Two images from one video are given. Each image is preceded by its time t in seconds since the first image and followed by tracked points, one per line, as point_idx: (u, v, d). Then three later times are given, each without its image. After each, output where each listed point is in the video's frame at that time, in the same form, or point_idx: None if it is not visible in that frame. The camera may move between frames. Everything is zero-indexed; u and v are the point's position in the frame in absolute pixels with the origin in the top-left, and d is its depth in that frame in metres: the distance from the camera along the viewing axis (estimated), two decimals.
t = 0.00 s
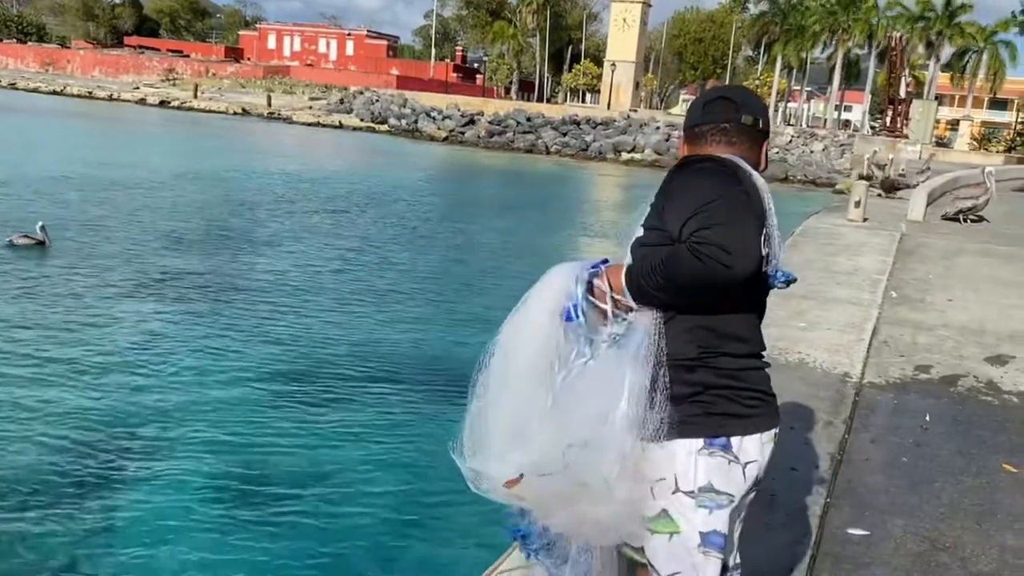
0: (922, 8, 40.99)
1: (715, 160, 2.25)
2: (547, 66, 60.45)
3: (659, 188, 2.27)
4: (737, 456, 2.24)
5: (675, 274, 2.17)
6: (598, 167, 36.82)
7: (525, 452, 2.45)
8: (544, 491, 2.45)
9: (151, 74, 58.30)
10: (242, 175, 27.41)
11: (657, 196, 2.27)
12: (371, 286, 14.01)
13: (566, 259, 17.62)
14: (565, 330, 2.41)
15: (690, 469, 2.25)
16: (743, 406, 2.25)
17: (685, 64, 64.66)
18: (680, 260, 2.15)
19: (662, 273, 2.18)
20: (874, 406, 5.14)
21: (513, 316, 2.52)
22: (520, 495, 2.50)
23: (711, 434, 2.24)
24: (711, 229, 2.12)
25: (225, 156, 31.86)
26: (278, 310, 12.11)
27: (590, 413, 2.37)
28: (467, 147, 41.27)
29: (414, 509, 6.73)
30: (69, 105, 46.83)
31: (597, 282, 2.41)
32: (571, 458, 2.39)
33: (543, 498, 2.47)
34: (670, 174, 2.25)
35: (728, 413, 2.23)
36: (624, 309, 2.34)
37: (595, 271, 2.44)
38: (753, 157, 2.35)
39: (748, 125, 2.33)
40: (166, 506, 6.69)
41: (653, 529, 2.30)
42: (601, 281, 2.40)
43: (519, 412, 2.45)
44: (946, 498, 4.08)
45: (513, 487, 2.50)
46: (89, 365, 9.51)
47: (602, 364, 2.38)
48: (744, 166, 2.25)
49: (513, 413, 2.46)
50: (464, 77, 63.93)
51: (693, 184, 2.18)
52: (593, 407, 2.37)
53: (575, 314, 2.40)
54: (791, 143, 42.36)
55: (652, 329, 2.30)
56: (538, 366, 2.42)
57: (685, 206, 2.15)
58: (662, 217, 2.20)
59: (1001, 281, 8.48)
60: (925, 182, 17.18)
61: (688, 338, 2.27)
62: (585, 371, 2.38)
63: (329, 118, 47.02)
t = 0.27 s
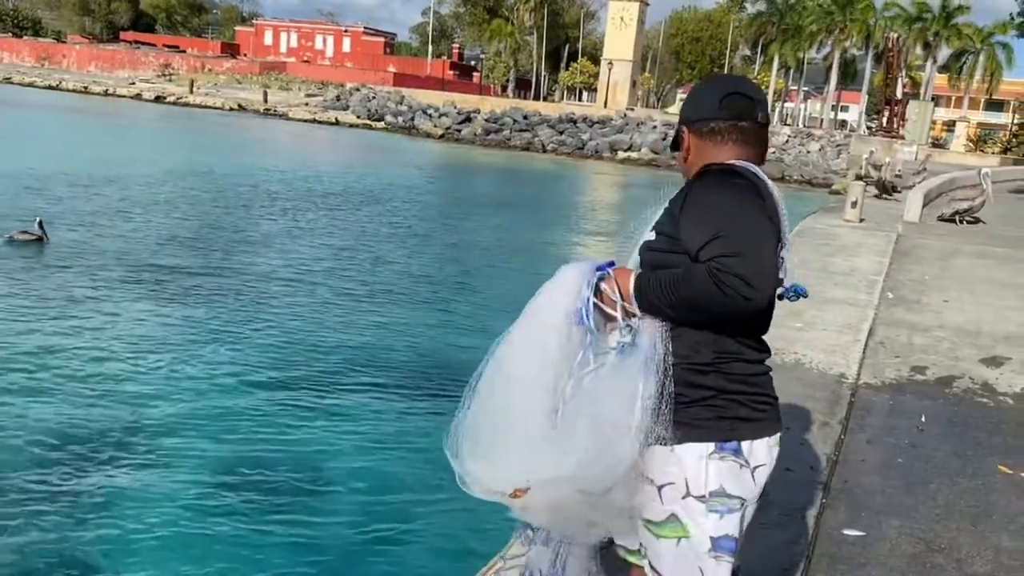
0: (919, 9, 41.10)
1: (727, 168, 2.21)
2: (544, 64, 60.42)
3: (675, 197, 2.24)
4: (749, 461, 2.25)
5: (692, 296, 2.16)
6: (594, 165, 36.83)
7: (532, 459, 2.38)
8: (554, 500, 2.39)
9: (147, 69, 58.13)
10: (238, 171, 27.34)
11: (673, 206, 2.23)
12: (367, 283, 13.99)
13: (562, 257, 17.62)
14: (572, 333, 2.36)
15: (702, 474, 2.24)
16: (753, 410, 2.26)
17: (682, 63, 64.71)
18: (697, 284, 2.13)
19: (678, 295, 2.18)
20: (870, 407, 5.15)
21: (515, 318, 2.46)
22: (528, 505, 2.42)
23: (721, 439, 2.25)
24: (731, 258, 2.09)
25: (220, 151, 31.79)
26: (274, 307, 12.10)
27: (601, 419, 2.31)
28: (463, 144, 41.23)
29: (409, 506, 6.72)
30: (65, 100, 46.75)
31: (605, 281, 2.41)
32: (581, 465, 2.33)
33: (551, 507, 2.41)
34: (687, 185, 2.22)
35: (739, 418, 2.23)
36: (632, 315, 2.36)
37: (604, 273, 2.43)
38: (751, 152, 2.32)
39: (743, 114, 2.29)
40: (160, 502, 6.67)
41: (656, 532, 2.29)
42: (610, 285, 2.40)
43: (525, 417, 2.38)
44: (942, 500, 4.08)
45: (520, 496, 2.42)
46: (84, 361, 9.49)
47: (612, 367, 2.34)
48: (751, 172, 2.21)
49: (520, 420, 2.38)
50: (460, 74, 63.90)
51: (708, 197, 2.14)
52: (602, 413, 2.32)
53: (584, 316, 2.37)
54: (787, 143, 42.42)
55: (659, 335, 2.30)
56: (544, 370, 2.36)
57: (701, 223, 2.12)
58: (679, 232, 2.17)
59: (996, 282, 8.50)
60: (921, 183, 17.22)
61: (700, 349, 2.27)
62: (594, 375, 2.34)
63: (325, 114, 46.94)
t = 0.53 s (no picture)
0: (918, 10, 41.18)
1: (743, 173, 2.23)
2: (543, 63, 60.39)
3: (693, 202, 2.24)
4: (763, 461, 2.28)
5: (719, 308, 2.16)
6: (593, 164, 36.85)
7: (568, 481, 2.30)
8: (590, 519, 2.32)
9: (145, 66, 58.09)
10: (237, 169, 27.31)
11: (693, 210, 2.23)
12: (366, 281, 14.00)
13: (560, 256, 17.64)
14: (599, 347, 2.30)
15: (718, 474, 2.26)
16: (765, 410, 2.29)
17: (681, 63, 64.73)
18: (727, 298, 2.14)
19: (702, 307, 2.18)
20: (868, 407, 5.15)
21: (535, 333, 2.38)
22: (562, 527, 2.35)
23: (738, 440, 2.26)
24: (763, 279, 2.11)
25: (219, 149, 31.77)
26: (272, 304, 12.09)
27: (636, 437, 2.25)
28: (461, 142, 41.25)
29: (407, 504, 6.73)
30: (64, 96, 46.71)
31: (621, 291, 2.32)
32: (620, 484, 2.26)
33: (587, 528, 2.33)
34: (709, 187, 2.22)
35: (753, 418, 2.25)
36: (650, 324, 2.29)
37: (617, 281, 2.33)
38: (748, 145, 2.32)
39: (747, 106, 2.29)
40: (157, 498, 6.65)
41: (668, 534, 2.32)
42: (625, 291, 2.31)
43: (559, 439, 2.30)
44: (939, 499, 4.09)
45: (555, 518, 2.34)
46: (81, 356, 9.47)
47: (642, 379, 2.28)
48: (761, 173, 2.23)
49: (555, 440, 2.30)
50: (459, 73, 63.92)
51: (733, 209, 2.15)
52: (636, 428, 2.26)
53: (610, 328, 2.30)
54: (786, 143, 42.45)
55: (678, 342, 2.28)
56: (577, 388, 2.30)
57: (732, 237, 2.13)
58: (705, 244, 2.18)
59: (995, 283, 8.52)
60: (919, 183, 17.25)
61: (719, 354, 2.26)
62: (625, 389, 2.28)
63: (324, 112, 46.90)
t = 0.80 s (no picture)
0: (918, 10, 41.26)
1: (748, 173, 2.26)
2: (543, 61, 60.39)
3: (698, 201, 2.24)
4: (767, 452, 2.30)
5: (732, 312, 2.18)
6: (592, 163, 36.85)
7: (615, 496, 2.25)
8: (640, 531, 2.26)
9: (145, 63, 58.05)
10: (236, 167, 27.29)
11: (700, 210, 2.23)
12: (366, 279, 14.00)
13: (559, 254, 17.64)
14: (623, 356, 2.26)
15: (723, 466, 2.29)
16: (770, 405, 2.32)
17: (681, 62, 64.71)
18: (742, 303, 2.15)
19: (714, 310, 2.19)
20: (867, 406, 5.16)
21: (556, 348, 2.32)
22: (611, 544, 2.29)
23: (743, 432, 2.28)
24: (784, 287, 2.12)
25: (218, 147, 31.74)
26: (272, 302, 12.09)
27: (672, 441, 2.23)
28: (461, 140, 41.25)
29: (404, 507, 6.74)
30: (64, 93, 46.70)
31: (633, 294, 2.27)
32: (667, 491, 2.23)
33: (638, 540, 2.28)
34: (716, 185, 2.23)
35: (758, 412, 2.28)
36: (664, 327, 2.25)
37: (627, 287, 2.29)
38: (746, 141, 2.34)
39: (750, 102, 2.31)
40: (156, 500, 6.65)
41: (680, 529, 2.33)
42: (637, 296, 2.26)
43: (601, 454, 2.25)
44: (936, 498, 4.10)
45: (601, 537, 2.28)
46: (80, 355, 9.47)
47: (668, 383, 2.24)
48: (764, 172, 2.26)
49: (592, 457, 2.25)
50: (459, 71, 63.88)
51: (748, 210, 2.16)
52: (673, 431, 2.23)
53: (631, 336, 2.26)
54: (785, 142, 42.46)
55: (689, 345, 2.27)
56: (612, 400, 2.25)
57: (752, 244, 2.14)
58: (717, 246, 2.20)
59: (994, 283, 8.53)
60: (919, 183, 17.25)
61: (726, 351, 2.28)
62: (654, 394, 2.24)
63: (324, 109, 46.87)
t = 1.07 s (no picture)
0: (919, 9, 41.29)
1: (747, 170, 2.29)
2: (544, 60, 60.36)
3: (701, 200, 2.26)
4: (770, 445, 2.38)
5: (740, 311, 2.21)
6: (593, 161, 36.83)
7: (645, 499, 2.24)
8: (670, 528, 2.28)
9: (146, 62, 58.05)
10: (237, 165, 27.27)
11: (703, 210, 2.25)
12: (366, 277, 13.99)
13: (560, 252, 17.63)
14: (640, 356, 2.21)
15: (733, 459, 2.35)
16: (772, 398, 2.38)
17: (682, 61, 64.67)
18: (751, 303, 2.19)
19: (722, 311, 2.22)
20: (865, 404, 5.17)
21: (569, 353, 2.25)
22: (643, 545, 2.29)
23: (747, 427, 2.35)
24: (794, 288, 2.17)
25: (219, 145, 31.71)
26: (271, 298, 12.06)
27: (694, 436, 2.26)
28: (461, 138, 41.23)
29: (405, 494, 6.68)
30: (65, 91, 46.63)
31: (641, 293, 2.25)
32: (695, 487, 2.26)
33: (668, 537, 2.30)
34: (717, 185, 2.26)
35: (761, 406, 2.35)
36: (673, 326, 2.25)
37: (633, 286, 2.27)
38: (741, 137, 2.37)
39: (745, 100, 2.33)
40: (156, 488, 6.62)
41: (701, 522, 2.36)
42: (648, 295, 2.25)
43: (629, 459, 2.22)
44: (934, 496, 4.11)
45: (635, 539, 2.27)
46: (79, 348, 9.42)
47: (684, 381, 2.25)
48: (763, 172, 2.30)
49: (622, 461, 2.22)
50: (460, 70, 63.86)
51: (753, 208, 2.20)
52: (695, 428, 2.26)
53: (646, 333, 2.22)
54: (786, 141, 42.45)
55: (697, 341, 2.29)
56: (636, 403, 2.22)
57: (764, 245, 2.17)
58: (724, 244, 2.23)
59: (993, 282, 8.53)
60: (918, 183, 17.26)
61: (732, 349, 2.33)
62: (674, 391, 2.23)
63: (324, 108, 46.82)
